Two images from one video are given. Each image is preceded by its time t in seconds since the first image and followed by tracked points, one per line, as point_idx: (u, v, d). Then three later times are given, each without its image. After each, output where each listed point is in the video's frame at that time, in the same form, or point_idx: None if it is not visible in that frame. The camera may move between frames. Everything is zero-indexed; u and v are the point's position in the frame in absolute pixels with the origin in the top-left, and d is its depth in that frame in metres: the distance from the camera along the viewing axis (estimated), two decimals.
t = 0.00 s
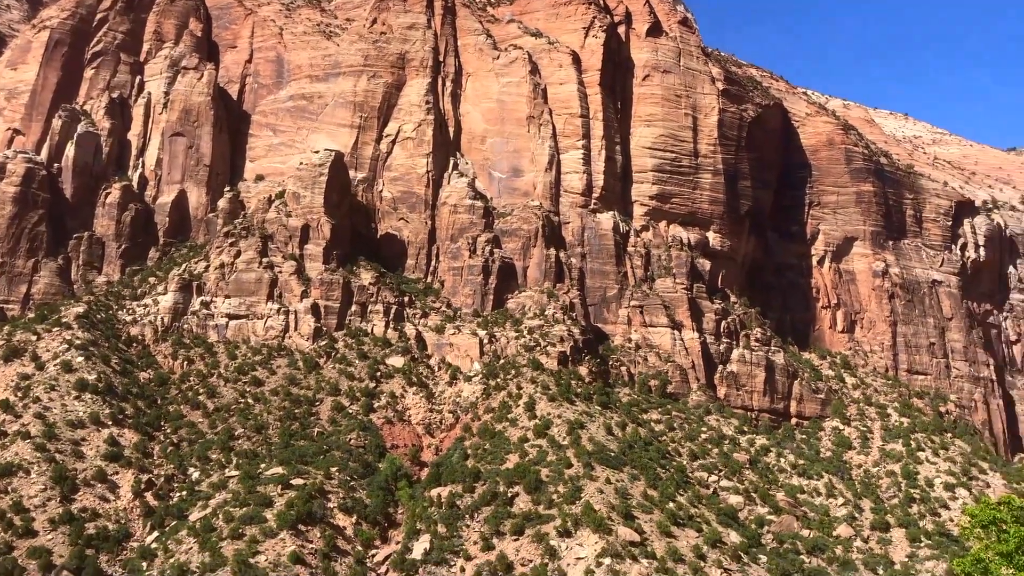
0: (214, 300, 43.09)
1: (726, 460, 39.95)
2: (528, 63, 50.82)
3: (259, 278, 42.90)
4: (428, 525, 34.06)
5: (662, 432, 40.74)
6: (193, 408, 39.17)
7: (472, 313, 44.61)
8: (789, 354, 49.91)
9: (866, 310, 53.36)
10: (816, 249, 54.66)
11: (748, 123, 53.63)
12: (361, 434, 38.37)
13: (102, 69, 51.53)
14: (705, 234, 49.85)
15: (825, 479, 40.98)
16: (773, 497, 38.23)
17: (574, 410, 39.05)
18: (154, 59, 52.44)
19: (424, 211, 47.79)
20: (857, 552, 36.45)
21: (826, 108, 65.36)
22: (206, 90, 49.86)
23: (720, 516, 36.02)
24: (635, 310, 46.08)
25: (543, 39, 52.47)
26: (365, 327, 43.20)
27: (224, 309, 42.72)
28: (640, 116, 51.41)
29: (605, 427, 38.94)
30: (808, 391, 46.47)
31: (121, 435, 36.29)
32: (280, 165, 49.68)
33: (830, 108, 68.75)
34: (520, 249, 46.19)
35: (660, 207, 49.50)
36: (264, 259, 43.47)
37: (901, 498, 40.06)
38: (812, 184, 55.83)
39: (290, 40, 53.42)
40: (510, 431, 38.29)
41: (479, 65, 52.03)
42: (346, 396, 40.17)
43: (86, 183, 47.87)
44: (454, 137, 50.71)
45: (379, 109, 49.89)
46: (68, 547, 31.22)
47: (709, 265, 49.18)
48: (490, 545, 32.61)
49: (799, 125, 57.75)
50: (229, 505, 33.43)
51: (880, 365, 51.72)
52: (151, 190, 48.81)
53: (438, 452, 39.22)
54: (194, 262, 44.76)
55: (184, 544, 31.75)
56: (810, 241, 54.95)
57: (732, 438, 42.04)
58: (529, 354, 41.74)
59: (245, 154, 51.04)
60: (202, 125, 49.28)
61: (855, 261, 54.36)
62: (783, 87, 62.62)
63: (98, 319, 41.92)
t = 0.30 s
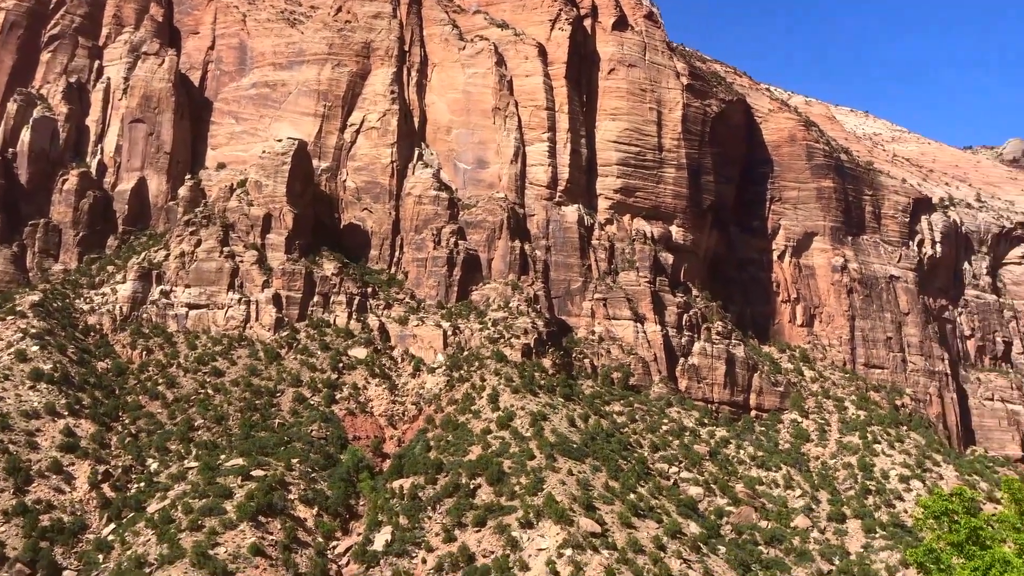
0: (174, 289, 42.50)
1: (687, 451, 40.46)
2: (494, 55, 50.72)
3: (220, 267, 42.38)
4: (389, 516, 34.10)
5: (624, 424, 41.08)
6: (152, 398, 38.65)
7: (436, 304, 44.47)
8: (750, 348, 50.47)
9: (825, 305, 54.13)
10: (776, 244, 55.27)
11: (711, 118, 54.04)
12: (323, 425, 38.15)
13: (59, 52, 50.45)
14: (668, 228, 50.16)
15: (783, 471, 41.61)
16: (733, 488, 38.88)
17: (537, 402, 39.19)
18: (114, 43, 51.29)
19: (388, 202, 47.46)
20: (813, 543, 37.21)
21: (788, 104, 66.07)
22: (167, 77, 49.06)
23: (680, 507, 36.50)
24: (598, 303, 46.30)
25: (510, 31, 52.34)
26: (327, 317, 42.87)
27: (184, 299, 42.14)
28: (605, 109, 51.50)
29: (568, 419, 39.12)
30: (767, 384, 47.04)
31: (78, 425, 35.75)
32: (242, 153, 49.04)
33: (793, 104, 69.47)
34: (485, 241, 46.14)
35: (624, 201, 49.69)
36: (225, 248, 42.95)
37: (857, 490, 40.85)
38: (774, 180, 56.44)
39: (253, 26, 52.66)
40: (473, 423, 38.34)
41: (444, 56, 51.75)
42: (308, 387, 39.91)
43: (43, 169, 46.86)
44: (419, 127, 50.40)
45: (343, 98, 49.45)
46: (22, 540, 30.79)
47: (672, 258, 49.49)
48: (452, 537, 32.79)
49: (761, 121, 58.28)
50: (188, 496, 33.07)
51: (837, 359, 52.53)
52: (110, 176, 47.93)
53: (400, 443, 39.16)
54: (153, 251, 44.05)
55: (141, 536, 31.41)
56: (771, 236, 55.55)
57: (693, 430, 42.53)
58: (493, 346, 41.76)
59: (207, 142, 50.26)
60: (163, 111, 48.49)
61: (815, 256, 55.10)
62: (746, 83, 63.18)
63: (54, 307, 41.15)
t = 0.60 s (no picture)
0: (124, 278, 41.72)
1: (640, 444, 40.92)
2: (453, 46, 50.49)
3: (172, 256, 41.65)
4: (343, 508, 34.00)
5: (580, 416, 41.36)
6: (101, 389, 37.96)
7: (392, 296, 44.23)
8: (704, 342, 51.02)
9: (776, 300, 54.94)
10: (730, 240, 55.90)
11: (668, 114, 54.45)
12: (277, 417, 37.81)
13: (5, 34, 48.66)
14: (625, 223, 50.45)
15: (734, 463, 42.25)
16: (685, 480, 39.52)
17: (493, 394, 39.27)
18: (63, 26, 49.58)
19: (344, 192, 47.07)
20: (763, 534, 37.90)
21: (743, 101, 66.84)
22: (119, 61, 48.08)
23: (633, 498, 36.93)
24: (555, 296, 46.48)
25: (469, 22, 52.11)
26: (281, 308, 42.27)
27: (135, 288, 41.40)
28: (564, 103, 51.61)
29: (523, 411, 39.25)
30: (720, 377, 47.68)
31: (23, 416, 35.09)
32: (196, 141, 48.06)
33: (748, 102, 70.28)
34: (442, 233, 45.99)
35: (582, 195, 49.85)
36: (177, 237, 42.23)
37: (806, 483, 41.65)
38: (729, 176, 57.03)
39: (208, 12, 51.65)
40: (428, 415, 38.34)
41: (403, 46, 51.35)
42: (261, 378, 39.50)
43: None
44: (377, 117, 49.96)
45: (300, 87, 48.85)
46: None
47: (628, 253, 49.79)
48: (406, 529, 32.84)
49: (717, 118, 58.89)
50: (137, 488, 32.59)
51: (788, 353, 53.39)
52: (59, 162, 46.86)
53: (354, 435, 38.99)
54: (103, 238, 43.13)
55: (89, 528, 30.92)
56: (725, 232, 56.14)
57: (647, 422, 42.99)
58: (449, 339, 41.72)
59: (160, 129, 49.14)
60: (114, 97, 47.52)
61: (767, 252, 55.88)
62: (703, 80, 63.76)
63: None
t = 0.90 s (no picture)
0: (73, 267, 40.79)
1: (595, 437, 41.23)
2: (412, 37, 50.06)
3: (122, 245, 40.85)
4: (296, 501, 33.77)
5: (535, 410, 41.51)
6: (47, 379, 37.13)
7: (347, 288, 43.88)
8: (659, 336, 51.42)
9: (730, 295, 55.62)
10: (685, 236, 56.33)
11: (626, 109, 54.72)
12: (229, 409, 37.33)
13: None
14: (582, 217, 50.57)
15: (686, 456, 42.82)
16: (639, 473, 40.03)
17: (448, 387, 39.21)
18: (10, 7, 48.20)
19: (299, 182, 46.38)
20: (714, 526, 38.43)
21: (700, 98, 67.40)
22: (68, 45, 46.79)
23: (587, 491, 37.23)
24: (512, 289, 46.51)
25: (428, 13, 51.76)
26: (234, 299, 41.71)
27: (84, 277, 40.51)
28: (522, 97, 51.56)
29: (479, 404, 39.28)
30: (673, 371, 48.17)
31: None
32: (147, 127, 47.19)
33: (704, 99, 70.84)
34: (399, 224, 45.70)
35: (539, 188, 49.84)
36: (128, 226, 41.40)
37: (756, 476, 42.30)
38: (685, 172, 57.44)
39: None
40: (383, 408, 38.24)
41: (361, 35, 50.68)
42: (213, 370, 38.95)
43: None
44: (334, 107, 49.34)
45: (255, 75, 48.13)
46: None
47: (585, 247, 49.99)
48: (359, 522, 32.81)
49: (674, 114, 59.36)
50: (85, 481, 31.99)
51: (741, 348, 54.08)
52: (4, 147, 45.65)
53: (308, 428, 38.69)
54: (50, 226, 42.07)
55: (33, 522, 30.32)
56: (681, 227, 56.53)
57: (601, 416, 43.28)
58: (405, 331, 41.53)
59: (111, 114, 48.09)
60: (63, 81, 46.32)
61: (722, 248, 56.45)
62: (660, 76, 64.14)
63: None
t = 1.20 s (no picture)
0: (25, 256, 39.90)
1: (555, 430, 41.42)
2: (374, 28, 49.72)
3: (76, 235, 40.06)
4: (253, 495, 33.49)
5: (495, 403, 41.56)
6: None
7: (307, 280, 43.48)
8: (619, 331, 51.72)
9: (689, 290, 56.05)
10: (646, 231, 56.58)
11: (588, 104, 54.87)
12: (186, 401, 36.84)
13: None
14: (544, 211, 50.65)
15: (645, 449, 43.23)
16: (598, 466, 40.36)
17: (409, 380, 39.14)
18: None
19: (259, 172, 45.74)
20: (671, 519, 38.84)
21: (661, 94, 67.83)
22: (21, 29, 45.72)
23: (546, 484, 37.42)
24: (474, 283, 46.46)
25: (391, 4, 51.39)
26: (192, 290, 41.10)
27: (37, 267, 39.66)
28: (485, 90, 51.43)
29: (439, 398, 39.23)
30: (633, 365, 48.51)
31: None
32: (104, 115, 46.03)
33: (666, 95, 71.28)
34: (360, 216, 45.39)
35: (502, 182, 49.79)
36: (83, 215, 40.61)
37: (713, 469, 42.84)
38: (646, 168, 57.78)
39: None
40: (342, 401, 38.03)
41: (322, 25, 50.22)
42: (169, 362, 38.37)
43: None
44: (294, 97, 48.80)
45: (214, 63, 47.40)
46: None
47: (547, 241, 50.09)
48: (317, 516, 32.61)
49: (636, 110, 59.69)
50: (36, 474, 31.38)
51: (699, 343, 54.61)
52: None
53: (265, 421, 38.37)
54: (1, 214, 41.12)
55: None
56: (642, 223, 56.81)
57: (562, 409, 43.47)
58: (365, 324, 41.29)
59: (65, 101, 47.00)
60: (15, 66, 45.25)
61: (682, 244, 56.89)
62: (622, 71, 64.43)
63: None
